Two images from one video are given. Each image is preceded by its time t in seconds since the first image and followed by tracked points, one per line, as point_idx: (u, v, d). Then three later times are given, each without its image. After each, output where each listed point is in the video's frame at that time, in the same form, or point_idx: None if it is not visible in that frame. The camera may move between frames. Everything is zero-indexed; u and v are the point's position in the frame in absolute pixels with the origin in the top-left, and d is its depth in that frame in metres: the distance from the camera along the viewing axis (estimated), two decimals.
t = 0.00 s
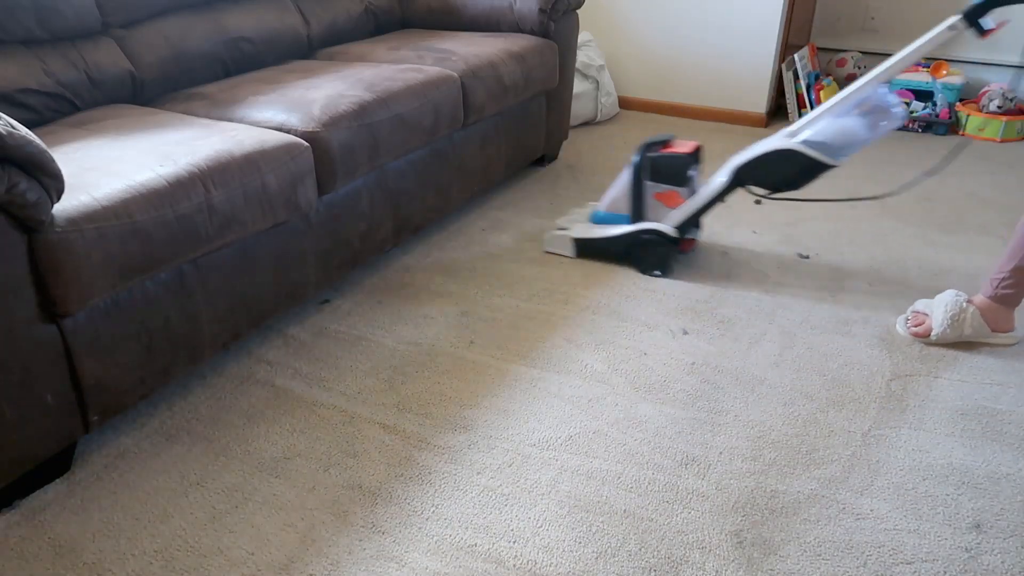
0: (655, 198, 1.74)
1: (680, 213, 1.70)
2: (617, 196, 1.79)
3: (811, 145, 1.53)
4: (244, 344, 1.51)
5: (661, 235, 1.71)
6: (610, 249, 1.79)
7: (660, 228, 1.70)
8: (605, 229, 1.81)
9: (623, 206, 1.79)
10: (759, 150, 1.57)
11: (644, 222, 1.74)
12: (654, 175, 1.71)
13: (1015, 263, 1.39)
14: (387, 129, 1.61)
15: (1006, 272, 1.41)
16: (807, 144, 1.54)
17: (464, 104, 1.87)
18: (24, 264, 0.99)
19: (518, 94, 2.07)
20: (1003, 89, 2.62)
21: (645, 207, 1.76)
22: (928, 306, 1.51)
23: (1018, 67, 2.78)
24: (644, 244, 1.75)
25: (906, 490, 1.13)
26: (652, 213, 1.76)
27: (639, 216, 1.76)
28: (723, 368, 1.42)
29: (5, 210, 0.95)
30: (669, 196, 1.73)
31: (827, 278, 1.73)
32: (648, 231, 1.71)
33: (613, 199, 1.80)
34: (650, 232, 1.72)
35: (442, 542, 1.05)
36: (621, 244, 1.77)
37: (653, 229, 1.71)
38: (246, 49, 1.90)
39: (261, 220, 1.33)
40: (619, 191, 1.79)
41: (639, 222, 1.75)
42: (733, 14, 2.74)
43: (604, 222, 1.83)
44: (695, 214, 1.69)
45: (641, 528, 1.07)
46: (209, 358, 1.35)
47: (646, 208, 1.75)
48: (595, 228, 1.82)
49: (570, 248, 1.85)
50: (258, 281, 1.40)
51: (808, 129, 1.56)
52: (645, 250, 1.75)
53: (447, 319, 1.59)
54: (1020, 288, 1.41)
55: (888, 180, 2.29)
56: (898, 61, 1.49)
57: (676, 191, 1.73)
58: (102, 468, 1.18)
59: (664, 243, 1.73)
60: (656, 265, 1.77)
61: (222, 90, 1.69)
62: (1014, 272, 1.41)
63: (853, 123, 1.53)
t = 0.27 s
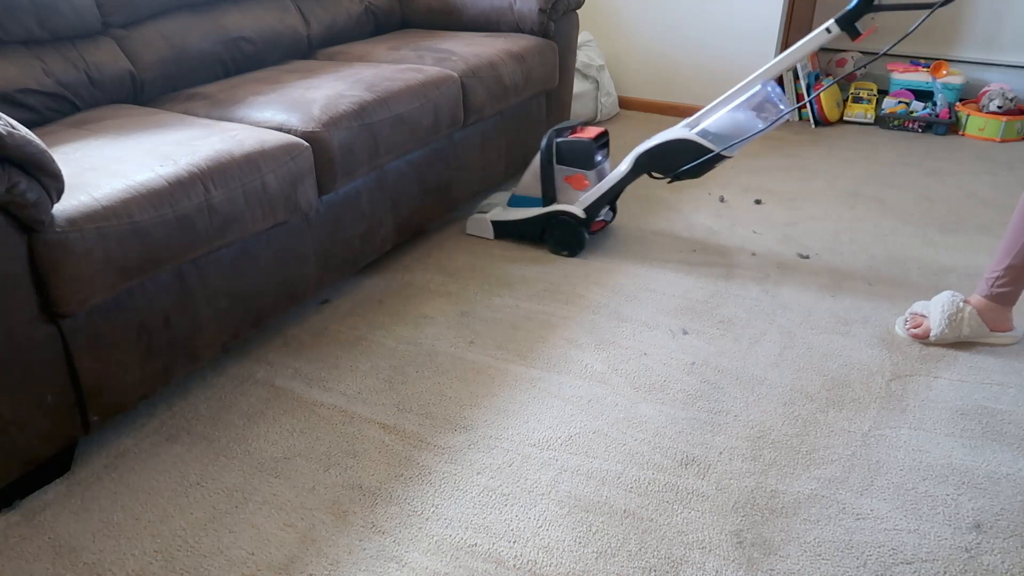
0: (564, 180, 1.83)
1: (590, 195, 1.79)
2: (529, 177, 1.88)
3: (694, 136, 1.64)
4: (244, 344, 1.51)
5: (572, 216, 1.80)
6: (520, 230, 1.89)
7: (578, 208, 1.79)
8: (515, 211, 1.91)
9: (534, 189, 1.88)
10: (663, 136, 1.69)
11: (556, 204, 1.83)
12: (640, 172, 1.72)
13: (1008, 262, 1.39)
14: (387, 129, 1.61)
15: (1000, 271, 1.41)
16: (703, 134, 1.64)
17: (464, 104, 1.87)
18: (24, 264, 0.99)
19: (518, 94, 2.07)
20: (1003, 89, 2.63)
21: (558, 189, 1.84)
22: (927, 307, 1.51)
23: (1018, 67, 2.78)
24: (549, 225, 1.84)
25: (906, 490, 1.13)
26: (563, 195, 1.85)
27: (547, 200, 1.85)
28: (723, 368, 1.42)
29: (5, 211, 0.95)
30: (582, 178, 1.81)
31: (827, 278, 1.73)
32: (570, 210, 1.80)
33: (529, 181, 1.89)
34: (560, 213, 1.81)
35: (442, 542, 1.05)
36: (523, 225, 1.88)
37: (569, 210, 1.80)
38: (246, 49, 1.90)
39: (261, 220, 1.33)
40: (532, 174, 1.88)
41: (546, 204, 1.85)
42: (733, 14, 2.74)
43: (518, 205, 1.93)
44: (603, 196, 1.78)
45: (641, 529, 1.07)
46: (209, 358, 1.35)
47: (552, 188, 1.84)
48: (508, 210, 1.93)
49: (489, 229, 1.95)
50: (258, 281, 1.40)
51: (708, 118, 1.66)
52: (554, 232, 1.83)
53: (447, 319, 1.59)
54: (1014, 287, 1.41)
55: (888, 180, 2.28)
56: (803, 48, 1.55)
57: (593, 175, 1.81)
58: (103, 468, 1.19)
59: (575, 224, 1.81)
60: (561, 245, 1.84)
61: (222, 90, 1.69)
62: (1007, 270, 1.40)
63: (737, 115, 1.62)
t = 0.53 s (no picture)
0: (655, 196, 1.72)
1: (683, 212, 1.69)
2: (618, 193, 1.77)
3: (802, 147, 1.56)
4: (244, 344, 1.51)
5: (666, 234, 1.71)
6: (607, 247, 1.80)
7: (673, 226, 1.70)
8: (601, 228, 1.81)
9: (622, 204, 1.78)
10: (765, 148, 1.61)
11: (647, 220, 1.73)
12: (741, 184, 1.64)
13: (1017, 253, 1.40)
14: (387, 129, 1.61)
15: (1006, 263, 1.42)
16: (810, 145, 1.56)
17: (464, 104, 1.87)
18: (24, 264, 0.99)
19: (518, 94, 2.07)
20: (1003, 89, 2.62)
21: (648, 203, 1.74)
22: (923, 307, 1.52)
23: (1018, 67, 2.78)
24: (642, 241, 1.74)
25: (906, 490, 1.13)
26: (653, 210, 1.74)
27: (638, 216, 1.75)
28: (723, 368, 1.42)
29: (5, 211, 0.95)
30: (676, 192, 1.70)
31: (826, 278, 1.73)
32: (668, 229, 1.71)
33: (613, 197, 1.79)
34: (654, 230, 1.72)
35: (442, 542, 1.05)
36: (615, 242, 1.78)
37: (661, 227, 1.71)
38: (246, 48, 1.90)
39: (262, 220, 1.33)
40: (620, 189, 1.77)
41: (637, 221, 1.75)
42: (733, 14, 2.73)
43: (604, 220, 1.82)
44: (700, 212, 1.68)
45: (641, 528, 1.07)
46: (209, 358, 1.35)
47: (643, 205, 1.73)
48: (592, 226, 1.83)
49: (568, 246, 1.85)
50: (258, 281, 1.40)
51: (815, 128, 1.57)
52: (646, 249, 1.74)
53: (447, 319, 1.59)
54: (1015, 281, 1.42)
55: (888, 180, 2.28)
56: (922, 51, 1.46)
57: (686, 189, 1.70)
58: (103, 468, 1.18)
59: (669, 241, 1.72)
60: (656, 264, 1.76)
61: (222, 90, 1.69)
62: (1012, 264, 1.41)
63: (847, 125, 1.54)
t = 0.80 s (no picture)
0: (761, 214, 1.66)
1: (779, 230, 1.60)
2: (722, 208, 1.72)
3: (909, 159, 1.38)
4: (245, 344, 1.51)
5: (762, 251, 1.61)
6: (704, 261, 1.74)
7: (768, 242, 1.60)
8: (705, 241, 1.75)
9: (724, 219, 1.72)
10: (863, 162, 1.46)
11: (746, 237, 1.66)
12: (839, 199, 1.51)
13: None
14: (387, 129, 1.61)
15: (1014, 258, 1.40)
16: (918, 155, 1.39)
17: (464, 104, 1.87)
18: (24, 264, 0.99)
19: (518, 94, 2.07)
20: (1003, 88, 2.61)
21: (752, 220, 1.67)
22: (928, 302, 1.51)
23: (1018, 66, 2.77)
24: (738, 258, 1.67)
25: (906, 490, 1.13)
26: (756, 228, 1.68)
27: (739, 232, 1.68)
28: (724, 368, 1.42)
29: (5, 211, 0.95)
30: (781, 212, 1.63)
31: (827, 278, 1.73)
32: (751, 245, 1.63)
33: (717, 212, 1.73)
34: (747, 248, 1.64)
35: (442, 542, 1.05)
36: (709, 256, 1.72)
37: (757, 244, 1.62)
38: (246, 48, 1.90)
39: (262, 220, 1.33)
40: (724, 204, 1.72)
41: (738, 237, 1.68)
42: (733, 14, 2.73)
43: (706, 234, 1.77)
44: (798, 230, 1.57)
45: (641, 528, 1.07)
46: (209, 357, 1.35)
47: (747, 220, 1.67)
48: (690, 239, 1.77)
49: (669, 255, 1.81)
50: (258, 281, 1.40)
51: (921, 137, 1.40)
52: (741, 267, 1.67)
53: (447, 318, 1.60)
54: (1021, 276, 1.41)
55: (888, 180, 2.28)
56: None
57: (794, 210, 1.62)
58: (103, 468, 1.18)
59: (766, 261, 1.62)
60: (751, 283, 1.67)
61: (222, 90, 1.69)
62: (1018, 259, 1.40)
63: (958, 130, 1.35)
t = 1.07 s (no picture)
0: (643, 172, 1.92)
1: (657, 188, 1.85)
2: (613, 168, 1.99)
3: (762, 137, 1.68)
4: (245, 344, 1.51)
5: (639, 205, 1.87)
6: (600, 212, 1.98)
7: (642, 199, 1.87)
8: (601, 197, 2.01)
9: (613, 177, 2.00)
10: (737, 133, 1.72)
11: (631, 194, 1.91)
12: (707, 167, 1.77)
13: (1002, 260, 1.40)
14: (387, 129, 1.61)
15: (997, 270, 1.42)
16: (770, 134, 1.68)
17: (464, 104, 1.87)
18: (24, 264, 0.99)
19: (518, 94, 2.07)
20: (1003, 89, 2.63)
21: (636, 177, 1.94)
22: (928, 303, 1.53)
23: (1018, 67, 2.79)
24: (620, 211, 1.92)
25: (906, 490, 1.13)
26: (641, 184, 1.93)
27: (626, 189, 1.95)
28: (723, 368, 1.42)
29: (5, 211, 0.95)
30: (658, 171, 1.89)
31: (826, 278, 1.73)
32: (635, 200, 1.88)
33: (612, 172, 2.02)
34: (630, 202, 1.89)
35: (442, 542, 1.05)
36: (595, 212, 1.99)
37: (639, 200, 1.87)
38: (246, 49, 1.90)
39: (262, 220, 1.33)
40: (615, 165, 1.99)
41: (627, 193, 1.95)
42: (732, 13, 2.74)
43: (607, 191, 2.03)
44: (671, 189, 1.83)
45: (641, 528, 1.07)
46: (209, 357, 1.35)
47: (631, 178, 1.94)
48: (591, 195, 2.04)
49: (573, 210, 2.05)
50: (258, 281, 1.40)
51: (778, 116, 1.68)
52: (630, 218, 1.89)
53: (447, 319, 1.60)
54: (1010, 284, 1.42)
55: (887, 180, 2.28)
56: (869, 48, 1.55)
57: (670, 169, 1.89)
58: (103, 468, 1.18)
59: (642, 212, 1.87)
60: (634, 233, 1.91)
61: (223, 90, 1.69)
62: (1002, 269, 1.41)
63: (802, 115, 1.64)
